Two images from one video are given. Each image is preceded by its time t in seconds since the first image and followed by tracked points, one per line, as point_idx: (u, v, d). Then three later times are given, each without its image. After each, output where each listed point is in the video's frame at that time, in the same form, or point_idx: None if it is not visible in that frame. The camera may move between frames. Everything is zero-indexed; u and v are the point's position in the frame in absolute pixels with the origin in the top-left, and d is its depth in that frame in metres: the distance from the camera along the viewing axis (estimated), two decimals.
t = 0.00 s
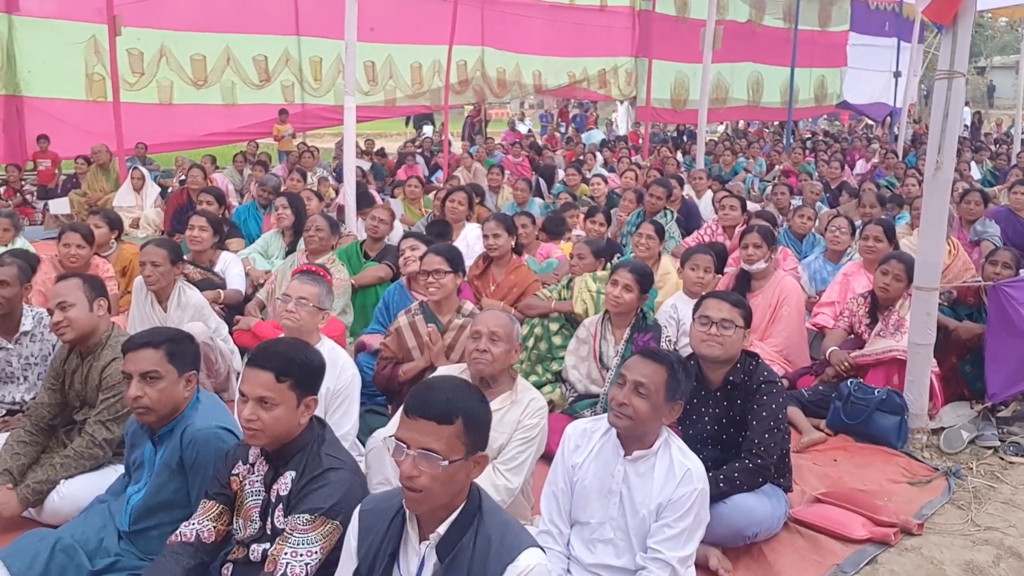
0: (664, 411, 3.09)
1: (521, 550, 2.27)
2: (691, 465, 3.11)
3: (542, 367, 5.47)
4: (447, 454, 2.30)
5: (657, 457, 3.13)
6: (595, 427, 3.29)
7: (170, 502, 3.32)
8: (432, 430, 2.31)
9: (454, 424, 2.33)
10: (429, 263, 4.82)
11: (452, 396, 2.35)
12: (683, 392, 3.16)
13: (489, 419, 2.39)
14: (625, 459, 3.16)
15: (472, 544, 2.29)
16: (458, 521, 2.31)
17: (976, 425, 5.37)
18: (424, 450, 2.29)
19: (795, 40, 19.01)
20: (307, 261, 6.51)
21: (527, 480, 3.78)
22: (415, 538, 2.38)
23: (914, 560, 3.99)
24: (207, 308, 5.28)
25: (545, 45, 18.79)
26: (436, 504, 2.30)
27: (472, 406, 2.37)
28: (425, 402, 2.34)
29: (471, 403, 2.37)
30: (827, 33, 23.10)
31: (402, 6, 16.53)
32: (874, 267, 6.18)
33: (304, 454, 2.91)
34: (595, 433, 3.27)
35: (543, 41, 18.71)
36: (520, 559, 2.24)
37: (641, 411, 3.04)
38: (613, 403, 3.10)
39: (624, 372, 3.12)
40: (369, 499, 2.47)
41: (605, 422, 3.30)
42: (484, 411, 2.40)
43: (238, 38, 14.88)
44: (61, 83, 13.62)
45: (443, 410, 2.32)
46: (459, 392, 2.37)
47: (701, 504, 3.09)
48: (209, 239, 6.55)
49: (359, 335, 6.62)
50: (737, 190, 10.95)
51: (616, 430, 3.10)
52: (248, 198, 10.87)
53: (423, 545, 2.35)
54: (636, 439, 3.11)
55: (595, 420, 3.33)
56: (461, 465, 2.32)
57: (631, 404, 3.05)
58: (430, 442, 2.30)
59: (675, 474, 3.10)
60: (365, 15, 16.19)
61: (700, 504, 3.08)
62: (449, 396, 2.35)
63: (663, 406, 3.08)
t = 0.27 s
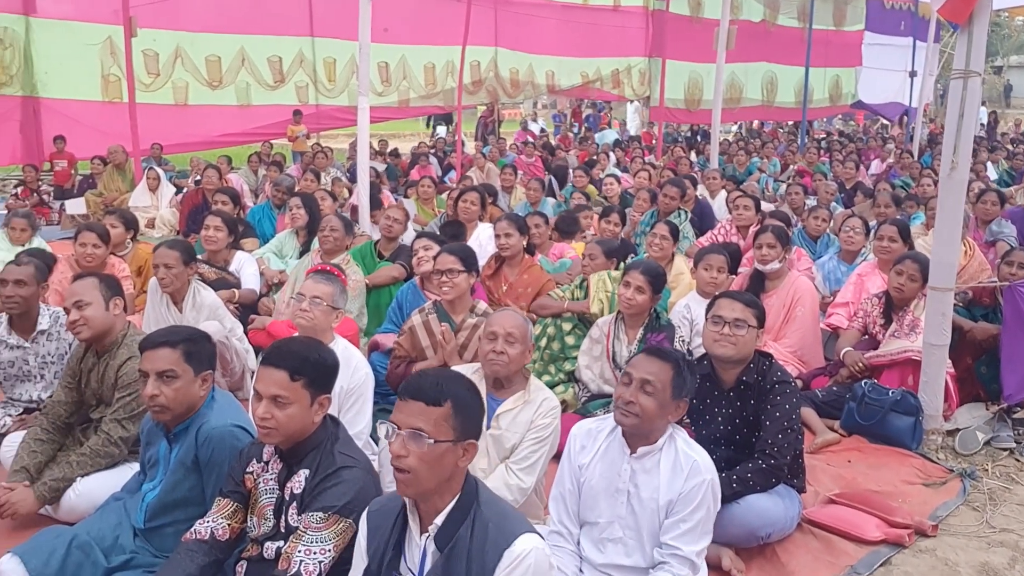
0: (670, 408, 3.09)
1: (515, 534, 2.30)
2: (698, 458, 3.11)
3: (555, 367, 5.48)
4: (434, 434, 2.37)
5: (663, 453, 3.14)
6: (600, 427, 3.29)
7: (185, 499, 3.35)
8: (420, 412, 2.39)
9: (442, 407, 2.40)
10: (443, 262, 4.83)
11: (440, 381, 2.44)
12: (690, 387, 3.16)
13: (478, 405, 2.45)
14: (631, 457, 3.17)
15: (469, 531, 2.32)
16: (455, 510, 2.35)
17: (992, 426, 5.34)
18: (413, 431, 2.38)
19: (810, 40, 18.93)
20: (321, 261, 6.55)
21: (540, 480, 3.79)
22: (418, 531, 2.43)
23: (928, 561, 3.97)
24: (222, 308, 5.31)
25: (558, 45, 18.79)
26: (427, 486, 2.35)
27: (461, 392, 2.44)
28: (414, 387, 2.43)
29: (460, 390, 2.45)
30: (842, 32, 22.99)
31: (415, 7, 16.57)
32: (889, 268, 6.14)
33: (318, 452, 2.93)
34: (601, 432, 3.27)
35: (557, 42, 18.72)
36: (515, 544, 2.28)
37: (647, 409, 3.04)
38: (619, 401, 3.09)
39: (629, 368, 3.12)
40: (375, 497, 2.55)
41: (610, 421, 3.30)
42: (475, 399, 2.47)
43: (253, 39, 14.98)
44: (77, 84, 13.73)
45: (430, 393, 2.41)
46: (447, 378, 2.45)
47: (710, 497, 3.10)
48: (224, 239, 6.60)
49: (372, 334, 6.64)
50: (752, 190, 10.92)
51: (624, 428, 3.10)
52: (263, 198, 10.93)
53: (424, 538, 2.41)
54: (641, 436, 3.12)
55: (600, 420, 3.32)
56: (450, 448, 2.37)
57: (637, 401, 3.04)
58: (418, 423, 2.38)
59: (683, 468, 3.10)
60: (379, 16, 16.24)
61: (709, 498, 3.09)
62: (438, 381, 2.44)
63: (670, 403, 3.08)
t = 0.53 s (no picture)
0: (683, 412, 3.08)
1: (507, 526, 2.34)
2: (712, 461, 3.10)
3: (572, 368, 5.47)
4: (424, 425, 2.40)
5: (677, 456, 3.13)
6: (613, 431, 3.28)
7: (204, 497, 3.37)
8: (409, 405, 2.43)
9: (432, 400, 2.44)
10: (461, 262, 4.84)
11: (428, 377, 2.49)
12: (702, 391, 3.15)
13: (467, 399, 2.48)
14: (645, 462, 3.15)
15: (462, 525, 2.35)
16: (448, 507, 2.37)
17: (1014, 429, 5.28)
18: (403, 422, 2.41)
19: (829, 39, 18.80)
20: (339, 262, 6.58)
21: (557, 480, 3.78)
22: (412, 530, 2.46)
23: (949, 565, 3.94)
24: (242, 308, 5.36)
25: (576, 45, 18.76)
26: (418, 478, 2.38)
27: (449, 387, 2.48)
28: (404, 382, 2.48)
29: (448, 383, 2.49)
30: (861, 31, 22.83)
31: (433, 7, 16.62)
32: (909, 268, 6.09)
33: (335, 451, 2.94)
34: (613, 437, 3.26)
35: (575, 42, 18.70)
36: (508, 536, 2.31)
37: (661, 414, 3.03)
38: (632, 407, 3.08)
39: (642, 374, 3.10)
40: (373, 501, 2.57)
41: (623, 425, 3.29)
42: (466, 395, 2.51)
43: (272, 40, 15.07)
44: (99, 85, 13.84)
45: (420, 387, 2.45)
46: (435, 373, 2.50)
47: (726, 499, 3.09)
48: (243, 239, 6.64)
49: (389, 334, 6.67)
50: (770, 190, 10.85)
51: (637, 433, 3.08)
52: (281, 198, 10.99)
53: (419, 538, 2.43)
54: (655, 441, 3.10)
55: (612, 424, 3.32)
56: (441, 440, 2.40)
57: (650, 407, 3.04)
58: (408, 415, 2.42)
59: (698, 472, 3.09)
60: (397, 16, 16.29)
61: (725, 501, 3.09)
62: (426, 376, 2.49)
63: (683, 408, 3.07)
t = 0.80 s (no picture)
0: (704, 420, 3.08)
1: (513, 524, 2.32)
2: (730, 468, 3.08)
3: (591, 368, 5.47)
4: (423, 425, 2.42)
5: (695, 463, 3.11)
6: (630, 436, 3.27)
7: (226, 495, 3.40)
8: (407, 406, 2.45)
9: (431, 401, 2.46)
10: (481, 261, 4.84)
11: (427, 378, 2.51)
12: (723, 399, 3.14)
13: (467, 398, 2.50)
14: (662, 468, 3.15)
15: (467, 525, 2.34)
16: (453, 508, 2.37)
17: None
18: (403, 423, 2.43)
19: (853, 38, 18.64)
20: (360, 262, 6.62)
21: (576, 480, 3.79)
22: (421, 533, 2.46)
23: (972, 568, 3.89)
24: (265, 306, 5.38)
25: (597, 45, 18.75)
26: (419, 478, 2.39)
27: (448, 387, 2.50)
28: (403, 384, 2.51)
29: (448, 385, 2.51)
30: (886, 30, 22.63)
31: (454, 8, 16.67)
32: (933, 269, 6.03)
33: (355, 449, 2.96)
34: (631, 442, 3.25)
35: (596, 42, 18.68)
36: (512, 535, 2.29)
37: (681, 422, 3.03)
38: (652, 415, 3.07)
39: (662, 382, 3.09)
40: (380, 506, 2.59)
41: (641, 430, 3.27)
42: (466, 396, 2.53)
43: (295, 42, 15.18)
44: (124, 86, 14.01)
45: (419, 388, 2.48)
46: (432, 374, 2.53)
47: (745, 506, 3.07)
48: (265, 239, 6.70)
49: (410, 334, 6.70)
50: (793, 190, 10.78)
51: (656, 442, 3.09)
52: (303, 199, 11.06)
53: (427, 540, 2.43)
54: (674, 448, 3.09)
55: (630, 429, 3.31)
56: (441, 440, 2.42)
57: (671, 416, 3.03)
58: (406, 416, 2.44)
59: (715, 479, 3.08)
60: (418, 17, 16.37)
61: (744, 508, 3.07)
62: (424, 377, 2.52)
63: (703, 416, 3.06)
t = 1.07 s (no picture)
0: (723, 430, 3.07)
1: (531, 526, 2.33)
2: (749, 476, 3.08)
3: (608, 369, 5.47)
4: (439, 428, 2.42)
5: (713, 472, 3.11)
6: (647, 442, 3.25)
7: (244, 493, 3.44)
8: (423, 408, 2.46)
9: (446, 403, 2.46)
10: (498, 261, 4.85)
11: (442, 380, 2.51)
12: (742, 407, 3.12)
13: (481, 400, 2.50)
14: (680, 476, 3.14)
15: (486, 525, 2.36)
16: (471, 508, 2.38)
17: None
18: (418, 426, 2.44)
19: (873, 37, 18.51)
20: (377, 262, 6.65)
21: (592, 481, 3.79)
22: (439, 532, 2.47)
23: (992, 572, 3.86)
24: (284, 305, 5.44)
25: (614, 45, 18.72)
26: (435, 480, 2.40)
27: (463, 388, 2.50)
28: (418, 386, 2.51)
29: (463, 388, 2.50)
30: (906, 30, 22.45)
31: (472, 9, 16.70)
32: (953, 270, 5.98)
33: (371, 448, 2.98)
34: (647, 448, 3.23)
35: (614, 42, 18.65)
36: (531, 535, 2.31)
37: (701, 432, 3.01)
38: (671, 425, 3.06)
39: (681, 392, 3.07)
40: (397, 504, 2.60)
41: (658, 436, 3.26)
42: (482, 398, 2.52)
43: (313, 43, 15.26)
44: (144, 87, 14.13)
45: (433, 390, 2.48)
46: (447, 376, 2.53)
47: (764, 516, 3.08)
48: (284, 239, 6.74)
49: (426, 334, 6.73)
50: (811, 191, 10.72)
51: (675, 451, 3.07)
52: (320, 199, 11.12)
53: (445, 539, 2.45)
54: (692, 457, 3.08)
55: (646, 434, 3.29)
56: (457, 443, 2.42)
57: (690, 426, 3.02)
58: (422, 419, 2.44)
59: (734, 488, 3.07)
60: (436, 18, 16.40)
61: (764, 517, 3.07)
62: (439, 379, 2.52)
63: (723, 424, 3.05)
